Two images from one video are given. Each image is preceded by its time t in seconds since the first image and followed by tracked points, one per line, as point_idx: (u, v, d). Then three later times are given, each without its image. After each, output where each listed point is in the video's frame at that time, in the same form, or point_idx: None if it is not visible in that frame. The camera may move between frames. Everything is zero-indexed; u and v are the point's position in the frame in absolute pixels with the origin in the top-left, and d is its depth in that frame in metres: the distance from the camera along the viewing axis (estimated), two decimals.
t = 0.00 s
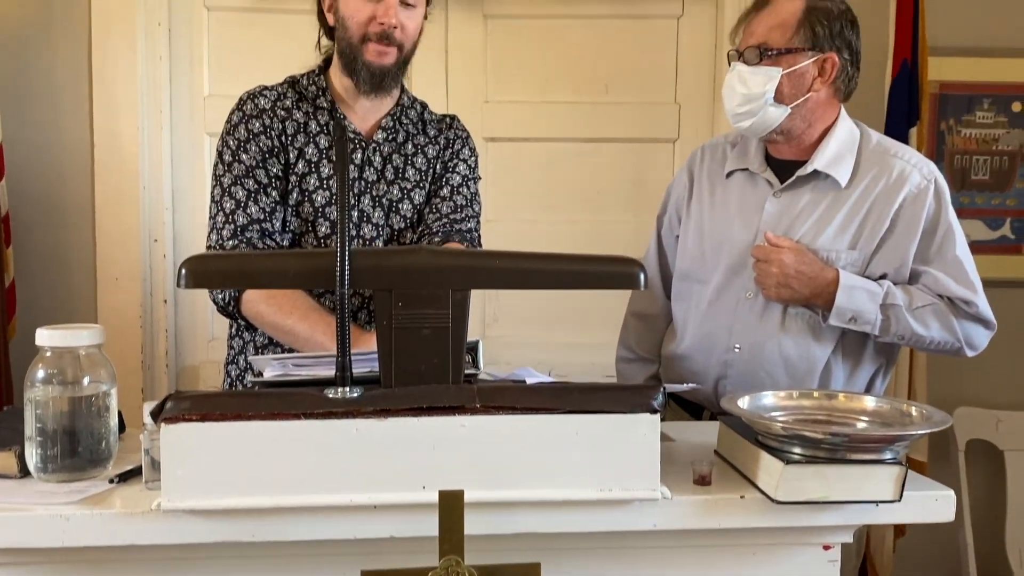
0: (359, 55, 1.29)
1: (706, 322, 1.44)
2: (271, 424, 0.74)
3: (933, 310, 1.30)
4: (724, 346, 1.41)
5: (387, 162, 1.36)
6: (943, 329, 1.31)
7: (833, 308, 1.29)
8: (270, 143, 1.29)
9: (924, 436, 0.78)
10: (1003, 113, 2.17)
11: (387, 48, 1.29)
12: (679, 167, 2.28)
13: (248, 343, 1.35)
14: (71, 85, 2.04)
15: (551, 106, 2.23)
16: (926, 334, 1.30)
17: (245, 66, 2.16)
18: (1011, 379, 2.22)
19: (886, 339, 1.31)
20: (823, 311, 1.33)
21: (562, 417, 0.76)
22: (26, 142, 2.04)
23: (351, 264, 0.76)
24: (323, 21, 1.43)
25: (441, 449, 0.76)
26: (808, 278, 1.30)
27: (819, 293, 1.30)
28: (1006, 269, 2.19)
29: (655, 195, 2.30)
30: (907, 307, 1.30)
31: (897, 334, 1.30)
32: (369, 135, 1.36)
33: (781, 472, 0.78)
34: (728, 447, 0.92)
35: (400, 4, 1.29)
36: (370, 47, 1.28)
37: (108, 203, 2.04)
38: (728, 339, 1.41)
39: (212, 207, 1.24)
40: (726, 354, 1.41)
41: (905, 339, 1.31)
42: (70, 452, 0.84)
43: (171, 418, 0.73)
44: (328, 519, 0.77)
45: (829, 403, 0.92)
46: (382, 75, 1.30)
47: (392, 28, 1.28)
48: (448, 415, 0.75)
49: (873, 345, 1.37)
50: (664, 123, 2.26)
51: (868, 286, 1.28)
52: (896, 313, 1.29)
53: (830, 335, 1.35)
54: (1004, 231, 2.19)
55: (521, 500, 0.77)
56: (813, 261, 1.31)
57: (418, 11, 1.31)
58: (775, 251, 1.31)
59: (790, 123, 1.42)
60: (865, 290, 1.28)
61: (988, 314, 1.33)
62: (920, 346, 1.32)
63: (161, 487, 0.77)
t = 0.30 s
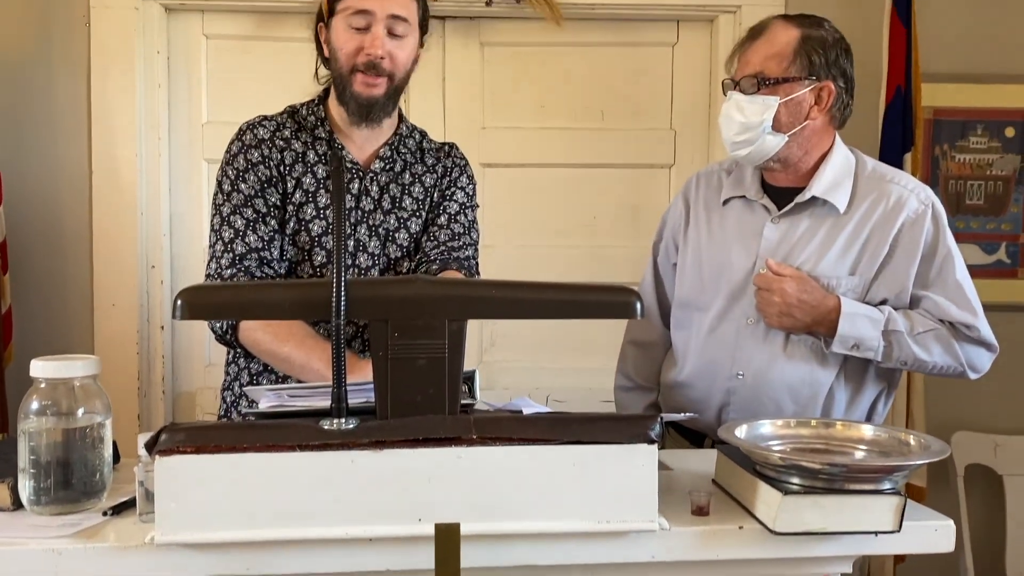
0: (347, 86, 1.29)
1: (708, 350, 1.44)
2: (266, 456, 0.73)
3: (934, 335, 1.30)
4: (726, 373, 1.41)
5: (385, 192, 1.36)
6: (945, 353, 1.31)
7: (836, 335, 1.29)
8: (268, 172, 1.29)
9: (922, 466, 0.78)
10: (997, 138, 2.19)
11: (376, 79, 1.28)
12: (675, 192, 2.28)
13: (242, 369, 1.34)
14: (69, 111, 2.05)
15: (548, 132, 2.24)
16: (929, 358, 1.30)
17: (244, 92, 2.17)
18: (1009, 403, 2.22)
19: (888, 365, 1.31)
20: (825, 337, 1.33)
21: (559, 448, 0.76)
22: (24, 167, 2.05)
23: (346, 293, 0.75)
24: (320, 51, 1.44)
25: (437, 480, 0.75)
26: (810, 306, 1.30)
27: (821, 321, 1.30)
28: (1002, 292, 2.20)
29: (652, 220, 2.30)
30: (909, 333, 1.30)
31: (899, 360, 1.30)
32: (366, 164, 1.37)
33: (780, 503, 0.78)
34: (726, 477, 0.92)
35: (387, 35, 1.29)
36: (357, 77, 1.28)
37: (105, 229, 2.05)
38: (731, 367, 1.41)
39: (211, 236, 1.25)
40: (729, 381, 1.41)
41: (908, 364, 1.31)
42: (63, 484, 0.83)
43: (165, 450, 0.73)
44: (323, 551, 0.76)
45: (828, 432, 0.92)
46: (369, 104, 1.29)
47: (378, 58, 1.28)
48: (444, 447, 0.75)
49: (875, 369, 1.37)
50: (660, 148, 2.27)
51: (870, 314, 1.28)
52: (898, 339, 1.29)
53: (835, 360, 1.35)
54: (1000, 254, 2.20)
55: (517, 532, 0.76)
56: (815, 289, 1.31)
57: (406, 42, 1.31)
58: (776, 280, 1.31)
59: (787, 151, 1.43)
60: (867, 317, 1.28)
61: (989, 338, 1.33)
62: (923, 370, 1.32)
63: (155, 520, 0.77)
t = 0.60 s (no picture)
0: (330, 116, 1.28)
1: (714, 374, 1.43)
2: (261, 484, 0.73)
3: (940, 355, 1.30)
4: (734, 398, 1.40)
5: (378, 215, 1.35)
6: (951, 373, 1.31)
7: (842, 357, 1.29)
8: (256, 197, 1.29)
9: (923, 492, 0.77)
10: (994, 159, 2.19)
11: (356, 107, 1.27)
12: (673, 213, 2.28)
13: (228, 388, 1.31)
14: (67, 135, 2.06)
15: (545, 154, 2.24)
16: (935, 379, 1.30)
17: (242, 115, 2.17)
18: (1009, 424, 2.21)
19: (895, 386, 1.31)
20: (831, 359, 1.32)
21: (557, 475, 0.75)
22: (22, 191, 2.05)
23: (344, 318, 0.74)
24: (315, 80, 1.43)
25: (434, 508, 0.74)
26: (816, 329, 1.29)
27: (828, 343, 1.29)
28: (1000, 313, 2.20)
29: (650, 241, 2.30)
30: (915, 354, 1.29)
31: (906, 381, 1.30)
32: (360, 186, 1.36)
33: (780, 531, 0.77)
34: (726, 503, 0.91)
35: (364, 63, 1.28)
36: (338, 107, 1.27)
37: (102, 251, 2.04)
38: (739, 391, 1.40)
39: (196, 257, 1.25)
40: (737, 406, 1.40)
41: (914, 385, 1.31)
42: (57, 512, 0.82)
43: (161, 478, 0.72)
44: None
45: (828, 458, 0.92)
46: (352, 133, 1.29)
47: (356, 86, 1.27)
48: (442, 474, 0.74)
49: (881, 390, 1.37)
50: (657, 169, 2.27)
51: (876, 334, 1.28)
52: (904, 360, 1.29)
53: (842, 382, 1.35)
54: (998, 275, 2.20)
55: (516, 560, 0.75)
56: (821, 312, 1.30)
57: (387, 67, 1.29)
58: (783, 303, 1.30)
59: (788, 173, 1.43)
60: (873, 338, 1.27)
61: (993, 358, 1.33)
62: (929, 392, 1.32)
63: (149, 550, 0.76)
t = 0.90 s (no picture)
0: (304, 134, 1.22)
1: (728, 400, 1.42)
2: (257, 509, 0.72)
3: (951, 371, 1.30)
4: (750, 423, 1.40)
5: (357, 231, 1.26)
6: (963, 390, 1.31)
7: (856, 378, 1.29)
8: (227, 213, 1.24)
9: (923, 515, 0.77)
10: (990, 178, 2.20)
11: (330, 122, 1.21)
12: (671, 232, 2.28)
13: (210, 407, 1.19)
14: (66, 155, 2.06)
15: (543, 173, 2.25)
16: (947, 396, 1.30)
17: (240, 135, 2.18)
18: (1009, 443, 2.21)
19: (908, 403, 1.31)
20: (843, 380, 1.32)
21: (554, 499, 0.75)
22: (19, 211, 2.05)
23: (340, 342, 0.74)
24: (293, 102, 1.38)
25: (431, 533, 0.73)
26: (830, 351, 1.29)
27: (842, 365, 1.29)
28: (999, 332, 2.20)
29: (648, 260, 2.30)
30: (925, 371, 1.30)
31: (918, 399, 1.30)
32: (340, 202, 1.27)
33: (780, 554, 0.77)
34: (725, 526, 0.91)
35: (335, 79, 1.22)
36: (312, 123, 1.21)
37: (100, 272, 2.04)
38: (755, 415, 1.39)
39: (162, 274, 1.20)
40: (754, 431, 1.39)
41: (926, 403, 1.31)
42: (51, 536, 0.82)
43: (156, 503, 0.72)
44: None
45: (828, 479, 0.91)
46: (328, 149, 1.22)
47: (329, 101, 1.21)
48: (438, 499, 0.73)
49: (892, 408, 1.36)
50: (655, 189, 2.27)
51: (888, 353, 1.28)
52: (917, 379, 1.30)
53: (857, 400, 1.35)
54: (996, 294, 2.20)
55: None
56: (833, 333, 1.30)
57: (360, 81, 1.24)
58: (796, 327, 1.29)
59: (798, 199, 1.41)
60: (885, 357, 1.28)
61: (1002, 370, 1.33)
62: (942, 409, 1.32)
63: None
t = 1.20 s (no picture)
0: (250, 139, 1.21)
1: (743, 424, 1.39)
2: (254, 527, 0.70)
3: (961, 395, 1.31)
4: (767, 447, 1.37)
5: (306, 244, 1.23)
6: (971, 413, 1.31)
7: (872, 412, 1.27)
8: (178, 218, 1.19)
9: (923, 533, 0.76)
10: (987, 194, 2.21)
11: (275, 127, 1.21)
12: (670, 247, 2.28)
13: (161, 425, 1.17)
14: (65, 170, 2.06)
15: (542, 188, 2.25)
16: (956, 421, 1.31)
17: (239, 152, 2.18)
18: (1009, 458, 2.20)
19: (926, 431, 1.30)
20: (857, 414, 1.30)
21: (553, 517, 0.73)
22: (17, 226, 2.05)
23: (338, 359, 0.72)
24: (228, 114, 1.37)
25: (429, 551, 0.71)
26: (854, 401, 1.26)
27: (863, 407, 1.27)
28: (997, 347, 2.20)
29: (647, 274, 2.30)
30: (937, 398, 1.29)
31: (930, 427, 1.29)
32: (288, 215, 1.24)
33: (778, 572, 0.77)
34: (723, 544, 0.90)
35: (277, 84, 1.22)
36: (258, 128, 1.21)
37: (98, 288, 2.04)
38: (773, 439, 1.36)
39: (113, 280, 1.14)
40: (771, 456, 1.37)
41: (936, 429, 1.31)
42: (47, 555, 0.84)
43: (153, 521, 0.69)
44: None
45: (827, 497, 0.91)
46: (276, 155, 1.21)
47: (271, 107, 1.21)
48: (437, 517, 0.72)
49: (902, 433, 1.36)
50: (653, 203, 2.28)
51: (906, 389, 1.26)
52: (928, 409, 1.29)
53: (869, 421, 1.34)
54: (994, 309, 2.21)
55: None
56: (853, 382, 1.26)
57: (302, 87, 1.24)
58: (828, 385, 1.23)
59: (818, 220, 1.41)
60: (903, 392, 1.26)
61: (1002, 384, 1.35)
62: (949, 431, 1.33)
63: None
